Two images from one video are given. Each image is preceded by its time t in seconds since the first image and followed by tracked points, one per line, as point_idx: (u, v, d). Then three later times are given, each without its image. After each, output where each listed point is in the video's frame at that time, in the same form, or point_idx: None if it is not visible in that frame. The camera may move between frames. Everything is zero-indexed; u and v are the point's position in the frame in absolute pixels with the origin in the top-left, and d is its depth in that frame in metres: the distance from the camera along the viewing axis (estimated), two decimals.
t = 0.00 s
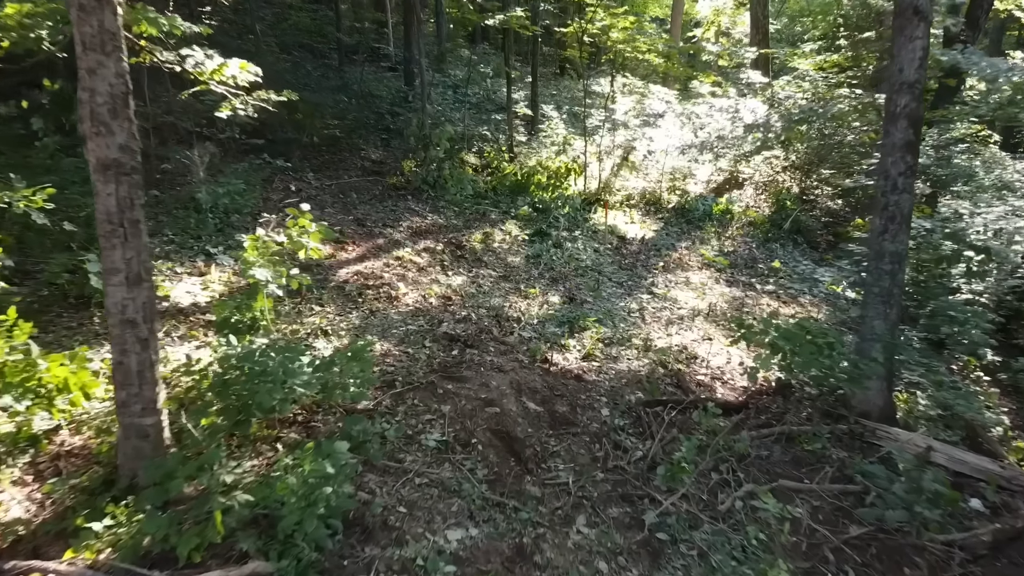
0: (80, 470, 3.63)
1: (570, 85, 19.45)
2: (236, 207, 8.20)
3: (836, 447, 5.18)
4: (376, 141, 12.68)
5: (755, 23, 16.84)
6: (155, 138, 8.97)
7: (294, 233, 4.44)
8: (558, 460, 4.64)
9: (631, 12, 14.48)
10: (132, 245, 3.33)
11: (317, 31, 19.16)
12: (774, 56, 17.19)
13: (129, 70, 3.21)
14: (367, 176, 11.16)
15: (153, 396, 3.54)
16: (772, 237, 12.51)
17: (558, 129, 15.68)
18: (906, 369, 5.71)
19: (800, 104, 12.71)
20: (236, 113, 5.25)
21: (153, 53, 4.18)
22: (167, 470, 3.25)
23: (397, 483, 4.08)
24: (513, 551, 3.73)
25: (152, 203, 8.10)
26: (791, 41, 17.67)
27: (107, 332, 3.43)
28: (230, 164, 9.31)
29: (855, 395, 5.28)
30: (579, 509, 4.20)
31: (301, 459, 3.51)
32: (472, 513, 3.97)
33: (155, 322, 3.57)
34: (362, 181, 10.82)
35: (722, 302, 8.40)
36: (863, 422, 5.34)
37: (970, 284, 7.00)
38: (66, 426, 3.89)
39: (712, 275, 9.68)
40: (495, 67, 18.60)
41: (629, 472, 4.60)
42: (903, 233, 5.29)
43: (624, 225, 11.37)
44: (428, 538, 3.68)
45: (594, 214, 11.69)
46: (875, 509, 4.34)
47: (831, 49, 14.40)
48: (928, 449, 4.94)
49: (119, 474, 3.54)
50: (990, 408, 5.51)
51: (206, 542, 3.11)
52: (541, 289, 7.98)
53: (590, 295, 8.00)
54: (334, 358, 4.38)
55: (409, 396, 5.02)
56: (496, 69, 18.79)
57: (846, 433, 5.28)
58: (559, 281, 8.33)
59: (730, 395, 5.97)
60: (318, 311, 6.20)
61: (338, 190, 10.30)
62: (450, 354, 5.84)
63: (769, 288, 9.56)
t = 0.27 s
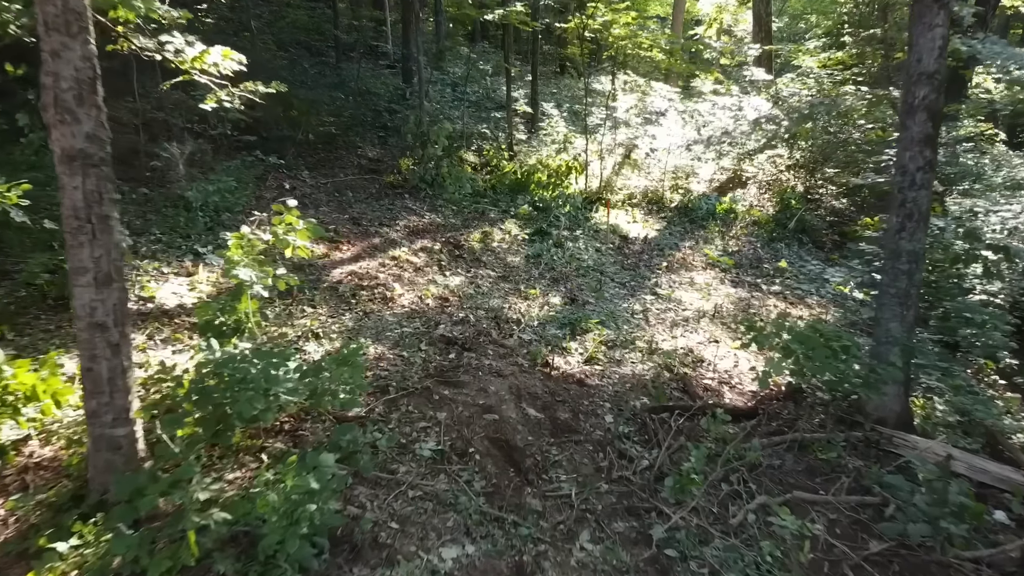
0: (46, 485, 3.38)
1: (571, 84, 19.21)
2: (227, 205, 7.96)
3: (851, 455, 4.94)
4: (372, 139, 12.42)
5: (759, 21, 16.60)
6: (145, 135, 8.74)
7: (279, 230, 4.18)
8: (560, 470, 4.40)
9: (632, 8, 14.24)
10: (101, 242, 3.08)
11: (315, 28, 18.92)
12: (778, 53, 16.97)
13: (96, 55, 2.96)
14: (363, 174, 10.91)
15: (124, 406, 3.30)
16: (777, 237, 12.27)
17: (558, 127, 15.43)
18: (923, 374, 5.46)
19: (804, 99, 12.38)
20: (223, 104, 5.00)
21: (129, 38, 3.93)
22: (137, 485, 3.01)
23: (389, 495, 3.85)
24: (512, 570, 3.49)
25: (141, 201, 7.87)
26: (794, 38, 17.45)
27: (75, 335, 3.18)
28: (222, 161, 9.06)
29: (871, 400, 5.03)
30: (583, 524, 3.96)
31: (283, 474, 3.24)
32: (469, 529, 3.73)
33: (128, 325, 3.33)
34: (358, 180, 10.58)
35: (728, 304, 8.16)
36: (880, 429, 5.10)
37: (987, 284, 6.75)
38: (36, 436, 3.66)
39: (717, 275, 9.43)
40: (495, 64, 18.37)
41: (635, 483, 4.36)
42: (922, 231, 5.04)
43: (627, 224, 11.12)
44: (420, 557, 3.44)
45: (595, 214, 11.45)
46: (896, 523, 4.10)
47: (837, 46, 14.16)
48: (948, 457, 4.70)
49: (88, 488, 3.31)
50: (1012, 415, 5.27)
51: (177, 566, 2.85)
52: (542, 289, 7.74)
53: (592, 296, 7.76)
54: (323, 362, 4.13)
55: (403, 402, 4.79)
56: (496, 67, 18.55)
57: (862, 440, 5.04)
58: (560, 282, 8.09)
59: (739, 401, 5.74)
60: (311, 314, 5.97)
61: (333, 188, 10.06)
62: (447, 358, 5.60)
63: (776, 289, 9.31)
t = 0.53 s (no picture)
0: (9, 503, 3.14)
1: (571, 81, 18.99)
2: (217, 203, 7.72)
3: (867, 465, 4.70)
4: (369, 136, 12.19)
5: (761, 18, 16.40)
6: (134, 131, 8.49)
7: (263, 228, 3.92)
8: (561, 482, 4.16)
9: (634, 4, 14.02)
10: (64, 240, 2.83)
11: (312, 26, 18.70)
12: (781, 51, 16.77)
13: (57, 36, 2.72)
14: (360, 172, 10.67)
15: (92, 416, 3.06)
16: (782, 236, 12.03)
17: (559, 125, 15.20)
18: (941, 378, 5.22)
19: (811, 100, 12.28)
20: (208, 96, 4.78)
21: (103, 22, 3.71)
22: (102, 504, 2.77)
23: (380, 510, 3.62)
24: None
25: (129, 199, 7.64)
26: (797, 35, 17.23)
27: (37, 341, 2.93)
28: (213, 158, 8.82)
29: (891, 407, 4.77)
30: (586, 540, 3.73)
31: (261, 492, 2.95)
32: (465, 547, 3.50)
33: (96, 329, 3.09)
34: (353, 178, 10.33)
35: (733, 305, 7.92)
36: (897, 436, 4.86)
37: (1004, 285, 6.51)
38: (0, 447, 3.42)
39: (722, 275, 9.20)
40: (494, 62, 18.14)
41: (641, 495, 4.12)
42: (941, 229, 4.81)
43: (628, 223, 10.88)
44: None
45: (596, 212, 11.22)
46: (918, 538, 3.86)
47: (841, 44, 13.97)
48: (970, 465, 4.46)
49: (52, 505, 3.06)
50: None
51: None
52: (542, 290, 7.50)
53: (594, 297, 7.52)
54: (310, 368, 3.88)
55: (396, 409, 4.55)
56: (495, 64, 18.32)
57: (878, 448, 4.80)
58: (560, 282, 7.84)
59: (748, 406, 5.50)
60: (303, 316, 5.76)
61: (328, 186, 9.82)
62: (443, 362, 5.36)
63: (782, 289, 9.08)
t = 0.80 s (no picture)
0: None
1: (572, 79, 18.74)
2: (207, 201, 7.47)
3: (886, 476, 4.46)
4: (366, 134, 11.95)
5: (765, 14, 16.17)
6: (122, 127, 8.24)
7: (245, 226, 3.67)
8: (564, 496, 3.92)
9: None
10: (19, 238, 2.57)
11: (309, 23, 18.47)
12: (785, 48, 16.53)
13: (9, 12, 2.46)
14: (356, 170, 10.42)
15: (55, 431, 2.81)
16: (787, 236, 11.78)
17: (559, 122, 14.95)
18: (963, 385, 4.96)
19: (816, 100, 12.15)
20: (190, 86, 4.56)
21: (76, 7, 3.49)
22: (60, 529, 2.55)
23: (370, 529, 3.38)
24: None
25: (116, 197, 7.39)
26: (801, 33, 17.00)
27: None
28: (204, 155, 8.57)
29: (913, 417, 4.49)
30: (590, 561, 3.50)
31: (237, 515, 2.71)
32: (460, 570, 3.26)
33: (59, 334, 2.84)
34: (349, 176, 10.07)
35: (739, 307, 7.68)
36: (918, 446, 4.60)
37: None
38: None
39: (728, 276, 8.96)
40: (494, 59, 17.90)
41: (648, 511, 3.88)
42: (964, 228, 4.55)
43: (631, 222, 10.62)
44: None
45: (598, 211, 10.98)
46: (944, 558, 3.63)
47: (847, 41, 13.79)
48: (993, 480, 4.18)
49: (12, 527, 2.82)
50: None
51: None
52: (542, 291, 7.26)
53: (596, 298, 7.28)
54: (296, 376, 3.62)
55: (389, 417, 4.30)
56: (495, 62, 18.07)
57: (897, 459, 4.56)
58: (561, 283, 7.58)
59: (758, 413, 5.25)
60: (294, 318, 5.52)
61: (323, 185, 9.57)
62: (439, 367, 5.11)
63: (789, 291, 8.83)
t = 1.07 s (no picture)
0: None
1: (574, 77, 18.50)
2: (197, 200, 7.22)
3: (910, 491, 4.21)
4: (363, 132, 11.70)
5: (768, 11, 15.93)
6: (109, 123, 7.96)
7: (227, 225, 3.44)
8: (568, 514, 3.67)
9: None
10: None
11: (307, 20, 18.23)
12: (789, 45, 16.30)
13: None
14: (352, 169, 10.17)
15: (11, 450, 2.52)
16: (793, 236, 11.54)
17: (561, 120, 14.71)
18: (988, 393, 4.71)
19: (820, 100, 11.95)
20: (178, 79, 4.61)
21: None
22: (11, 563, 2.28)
23: (361, 552, 3.14)
24: None
25: (103, 196, 7.15)
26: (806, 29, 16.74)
27: None
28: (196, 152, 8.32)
29: (939, 428, 4.24)
30: None
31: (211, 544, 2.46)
32: None
33: (16, 344, 2.58)
34: (346, 174, 9.83)
35: (747, 309, 7.43)
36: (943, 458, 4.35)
37: None
38: None
39: (735, 277, 8.71)
40: (494, 57, 17.66)
41: (659, 530, 3.64)
42: (990, 228, 4.31)
43: (634, 222, 10.38)
44: None
45: (600, 211, 10.73)
46: None
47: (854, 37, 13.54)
48: None
49: None
50: None
51: None
52: (544, 293, 7.01)
53: (600, 300, 7.03)
54: (282, 386, 3.36)
55: (383, 428, 4.06)
56: (495, 60, 17.84)
57: (920, 472, 4.31)
58: (563, 285, 7.34)
59: (771, 422, 5.01)
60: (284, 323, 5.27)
61: (318, 183, 9.32)
62: (436, 373, 4.86)
63: (798, 293, 8.59)
